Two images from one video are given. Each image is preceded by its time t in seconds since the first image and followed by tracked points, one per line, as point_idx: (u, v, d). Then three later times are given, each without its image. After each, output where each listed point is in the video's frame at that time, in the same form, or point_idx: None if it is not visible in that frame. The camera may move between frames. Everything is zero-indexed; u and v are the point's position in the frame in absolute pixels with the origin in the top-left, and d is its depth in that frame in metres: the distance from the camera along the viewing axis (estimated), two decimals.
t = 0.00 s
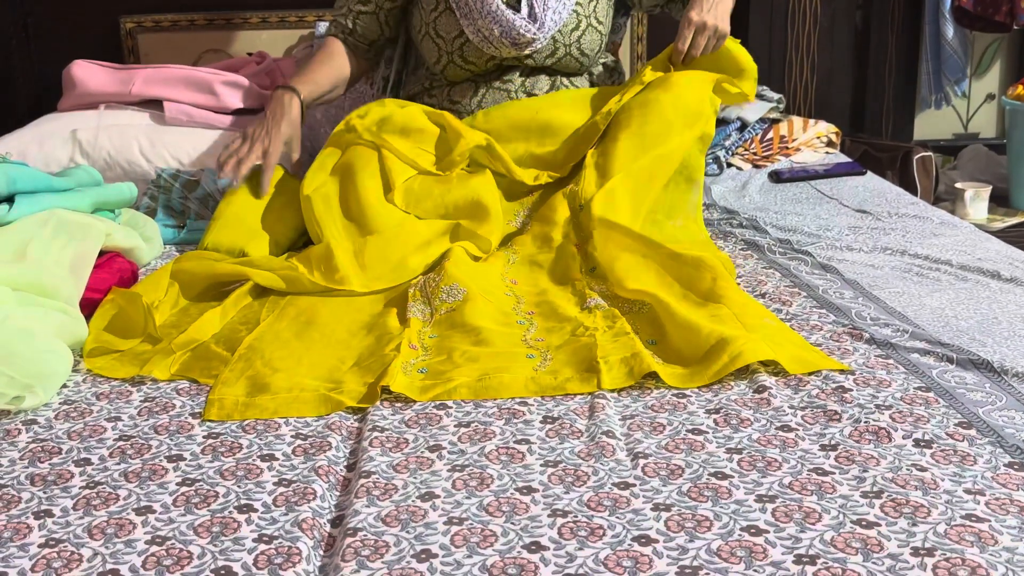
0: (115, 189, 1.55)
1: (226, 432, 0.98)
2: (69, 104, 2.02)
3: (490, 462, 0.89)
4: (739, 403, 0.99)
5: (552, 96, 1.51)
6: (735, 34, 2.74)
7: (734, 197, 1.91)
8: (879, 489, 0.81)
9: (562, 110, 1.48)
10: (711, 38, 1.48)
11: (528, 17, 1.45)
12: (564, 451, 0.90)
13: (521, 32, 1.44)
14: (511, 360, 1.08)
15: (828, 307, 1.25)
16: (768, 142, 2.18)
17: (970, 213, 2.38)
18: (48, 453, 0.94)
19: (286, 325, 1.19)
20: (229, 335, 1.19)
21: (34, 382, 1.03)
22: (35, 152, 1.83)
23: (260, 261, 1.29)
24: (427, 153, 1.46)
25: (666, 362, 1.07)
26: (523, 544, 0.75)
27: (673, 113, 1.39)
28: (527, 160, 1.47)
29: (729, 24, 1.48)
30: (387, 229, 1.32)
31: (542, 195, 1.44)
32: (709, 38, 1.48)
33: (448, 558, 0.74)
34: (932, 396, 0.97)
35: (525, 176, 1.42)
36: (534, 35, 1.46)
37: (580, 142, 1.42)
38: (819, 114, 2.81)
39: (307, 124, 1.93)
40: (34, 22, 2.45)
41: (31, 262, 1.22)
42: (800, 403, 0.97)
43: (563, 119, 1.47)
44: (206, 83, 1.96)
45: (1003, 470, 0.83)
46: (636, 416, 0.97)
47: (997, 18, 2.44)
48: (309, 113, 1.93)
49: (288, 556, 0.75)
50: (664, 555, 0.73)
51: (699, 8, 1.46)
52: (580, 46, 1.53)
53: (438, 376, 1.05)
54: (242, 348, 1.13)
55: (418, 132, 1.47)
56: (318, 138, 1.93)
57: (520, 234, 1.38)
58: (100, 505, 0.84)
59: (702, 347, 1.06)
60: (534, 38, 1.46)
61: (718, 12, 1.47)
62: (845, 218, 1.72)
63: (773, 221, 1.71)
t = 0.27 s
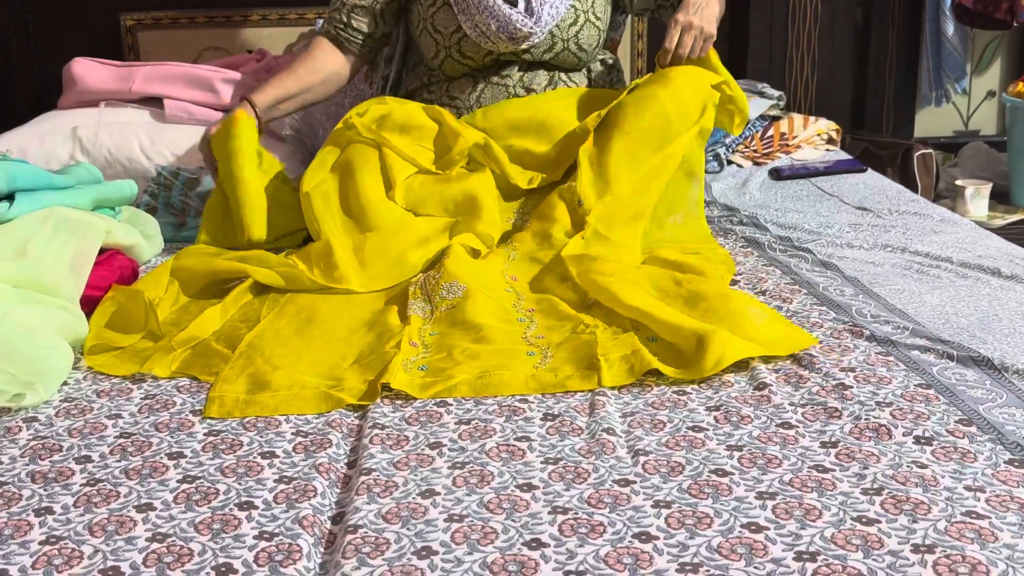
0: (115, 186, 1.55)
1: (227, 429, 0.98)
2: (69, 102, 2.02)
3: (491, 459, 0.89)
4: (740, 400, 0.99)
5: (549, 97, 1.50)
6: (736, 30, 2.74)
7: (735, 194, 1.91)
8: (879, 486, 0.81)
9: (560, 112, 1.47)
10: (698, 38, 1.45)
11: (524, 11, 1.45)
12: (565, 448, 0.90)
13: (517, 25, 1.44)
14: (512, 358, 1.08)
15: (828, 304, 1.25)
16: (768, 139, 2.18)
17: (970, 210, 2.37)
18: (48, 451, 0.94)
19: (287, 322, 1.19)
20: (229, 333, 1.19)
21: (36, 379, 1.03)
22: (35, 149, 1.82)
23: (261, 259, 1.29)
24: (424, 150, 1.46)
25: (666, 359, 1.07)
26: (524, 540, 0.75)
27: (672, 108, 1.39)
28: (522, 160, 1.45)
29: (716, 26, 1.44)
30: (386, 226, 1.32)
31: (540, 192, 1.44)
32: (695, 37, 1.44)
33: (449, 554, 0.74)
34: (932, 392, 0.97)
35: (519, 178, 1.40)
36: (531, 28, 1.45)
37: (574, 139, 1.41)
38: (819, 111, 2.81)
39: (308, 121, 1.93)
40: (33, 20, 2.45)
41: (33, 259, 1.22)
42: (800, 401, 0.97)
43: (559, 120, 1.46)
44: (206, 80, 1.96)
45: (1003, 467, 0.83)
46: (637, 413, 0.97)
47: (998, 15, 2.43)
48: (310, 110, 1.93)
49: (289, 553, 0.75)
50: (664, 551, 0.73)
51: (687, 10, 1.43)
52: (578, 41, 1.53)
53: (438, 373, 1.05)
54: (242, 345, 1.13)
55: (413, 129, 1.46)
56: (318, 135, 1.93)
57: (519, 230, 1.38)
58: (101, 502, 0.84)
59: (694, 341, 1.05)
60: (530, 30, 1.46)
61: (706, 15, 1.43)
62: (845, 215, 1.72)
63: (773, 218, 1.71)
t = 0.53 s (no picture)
0: (116, 184, 1.55)
1: (227, 427, 0.98)
2: (69, 99, 2.02)
3: (491, 456, 0.89)
4: (740, 398, 0.99)
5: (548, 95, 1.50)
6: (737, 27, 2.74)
7: (735, 191, 1.91)
8: (880, 483, 0.81)
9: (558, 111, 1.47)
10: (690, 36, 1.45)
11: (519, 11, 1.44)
12: (565, 445, 0.90)
13: (511, 25, 1.44)
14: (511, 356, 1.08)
15: (828, 301, 1.25)
16: (768, 136, 2.18)
17: (970, 208, 2.37)
18: (49, 448, 0.94)
19: (287, 319, 1.20)
20: (229, 330, 1.19)
21: (36, 377, 1.03)
22: (35, 146, 1.82)
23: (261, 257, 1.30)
24: (423, 147, 1.46)
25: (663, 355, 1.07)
26: (524, 538, 0.75)
27: (673, 105, 1.38)
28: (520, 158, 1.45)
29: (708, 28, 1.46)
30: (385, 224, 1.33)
31: (539, 189, 1.44)
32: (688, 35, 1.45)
33: (449, 552, 0.74)
34: (932, 390, 0.97)
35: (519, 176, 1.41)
36: (525, 28, 1.45)
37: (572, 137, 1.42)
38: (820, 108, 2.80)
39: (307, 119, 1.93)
40: (33, 17, 2.45)
41: (33, 257, 1.22)
42: (800, 398, 0.97)
43: (557, 118, 1.46)
44: (206, 78, 1.96)
45: (1004, 464, 0.83)
46: (637, 410, 0.97)
47: (999, 12, 2.43)
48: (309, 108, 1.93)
49: (289, 550, 0.75)
50: (664, 549, 0.73)
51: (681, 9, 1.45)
52: (575, 40, 1.52)
53: (438, 370, 1.05)
54: (242, 343, 1.13)
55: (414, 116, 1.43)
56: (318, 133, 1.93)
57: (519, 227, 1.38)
58: (101, 500, 0.84)
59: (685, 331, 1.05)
60: (524, 30, 1.45)
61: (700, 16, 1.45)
62: (846, 212, 1.72)
63: (773, 215, 1.71)
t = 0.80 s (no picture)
0: (115, 181, 1.55)
1: (228, 424, 0.98)
2: (70, 97, 2.02)
3: (492, 453, 0.89)
4: (741, 395, 0.99)
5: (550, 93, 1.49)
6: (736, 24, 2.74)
7: (736, 189, 1.91)
8: (881, 480, 0.81)
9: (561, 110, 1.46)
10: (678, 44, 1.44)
11: (529, 11, 1.43)
12: (565, 443, 0.90)
13: (522, 25, 1.42)
14: (511, 353, 1.08)
15: (829, 298, 1.25)
16: (769, 133, 2.18)
17: (971, 205, 2.37)
18: (49, 446, 0.94)
19: (288, 316, 1.19)
20: (230, 328, 1.19)
21: (37, 374, 1.03)
22: (35, 144, 1.82)
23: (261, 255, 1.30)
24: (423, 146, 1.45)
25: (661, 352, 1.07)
26: (525, 535, 0.75)
27: (674, 104, 1.38)
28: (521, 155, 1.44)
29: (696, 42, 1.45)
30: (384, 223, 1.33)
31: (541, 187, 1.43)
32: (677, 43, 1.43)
33: (450, 549, 0.74)
34: (933, 387, 0.97)
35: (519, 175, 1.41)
36: (535, 28, 1.44)
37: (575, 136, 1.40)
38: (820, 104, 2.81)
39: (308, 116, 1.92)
40: (33, 15, 2.45)
41: (33, 255, 1.22)
42: (801, 395, 0.97)
43: (557, 118, 1.46)
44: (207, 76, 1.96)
45: (1004, 461, 0.83)
46: (637, 407, 0.97)
47: (999, 9, 2.42)
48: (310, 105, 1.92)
49: (290, 547, 0.75)
50: (665, 546, 0.73)
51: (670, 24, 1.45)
52: (582, 42, 1.53)
53: (439, 367, 1.06)
54: (243, 340, 1.13)
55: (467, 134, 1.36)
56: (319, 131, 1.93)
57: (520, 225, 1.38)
58: (102, 497, 0.84)
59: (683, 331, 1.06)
60: (535, 31, 1.44)
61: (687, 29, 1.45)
62: (846, 210, 1.72)
63: (774, 212, 1.71)
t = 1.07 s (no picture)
0: (116, 179, 1.54)
1: (229, 422, 0.98)
2: (70, 95, 2.02)
3: (493, 451, 0.89)
4: (742, 392, 0.99)
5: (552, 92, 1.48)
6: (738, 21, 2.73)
7: (736, 186, 1.91)
8: (881, 477, 0.81)
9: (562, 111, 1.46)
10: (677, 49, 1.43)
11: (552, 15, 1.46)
12: (566, 440, 0.90)
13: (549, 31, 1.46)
14: (512, 351, 1.08)
15: (830, 296, 1.25)
16: (771, 131, 2.17)
17: (972, 202, 2.37)
18: (51, 443, 0.94)
19: (289, 314, 1.20)
20: (230, 326, 1.19)
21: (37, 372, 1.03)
22: (36, 142, 1.82)
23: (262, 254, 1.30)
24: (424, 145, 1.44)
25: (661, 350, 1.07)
26: (526, 532, 0.75)
27: (676, 105, 1.38)
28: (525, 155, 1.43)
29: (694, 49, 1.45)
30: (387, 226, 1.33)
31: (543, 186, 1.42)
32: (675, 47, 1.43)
33: (451, 546, 0.74)
34: (934, 384, 0.97)
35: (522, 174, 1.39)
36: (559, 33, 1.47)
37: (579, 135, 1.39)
38: (821, 102, 2.81)
39: (309, 113, 1.92)
40: (34, 13, 2.45)
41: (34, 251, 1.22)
42: (802, 393, 0.97)
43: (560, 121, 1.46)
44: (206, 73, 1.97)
45: (1005, 459, 0.83)
46: (638, 405, 0.97)
47: (1000, 6, 2.43)
48: (310, 103, 1.93)
49: (291, 545, 0.75)
50: (666, 543, 0.73)
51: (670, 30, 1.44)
52: (598, 42, 1.52)
53: (440, 365, 1.06)
54: (243, 338, 1.13)
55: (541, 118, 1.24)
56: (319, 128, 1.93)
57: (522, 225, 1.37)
58: (103, 494, 0.84)
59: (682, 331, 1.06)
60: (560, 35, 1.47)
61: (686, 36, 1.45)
62: (847, 207, 1.72)
63: (775, 210, 1.71)
